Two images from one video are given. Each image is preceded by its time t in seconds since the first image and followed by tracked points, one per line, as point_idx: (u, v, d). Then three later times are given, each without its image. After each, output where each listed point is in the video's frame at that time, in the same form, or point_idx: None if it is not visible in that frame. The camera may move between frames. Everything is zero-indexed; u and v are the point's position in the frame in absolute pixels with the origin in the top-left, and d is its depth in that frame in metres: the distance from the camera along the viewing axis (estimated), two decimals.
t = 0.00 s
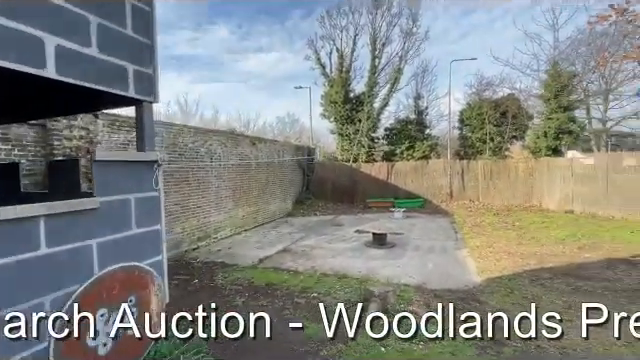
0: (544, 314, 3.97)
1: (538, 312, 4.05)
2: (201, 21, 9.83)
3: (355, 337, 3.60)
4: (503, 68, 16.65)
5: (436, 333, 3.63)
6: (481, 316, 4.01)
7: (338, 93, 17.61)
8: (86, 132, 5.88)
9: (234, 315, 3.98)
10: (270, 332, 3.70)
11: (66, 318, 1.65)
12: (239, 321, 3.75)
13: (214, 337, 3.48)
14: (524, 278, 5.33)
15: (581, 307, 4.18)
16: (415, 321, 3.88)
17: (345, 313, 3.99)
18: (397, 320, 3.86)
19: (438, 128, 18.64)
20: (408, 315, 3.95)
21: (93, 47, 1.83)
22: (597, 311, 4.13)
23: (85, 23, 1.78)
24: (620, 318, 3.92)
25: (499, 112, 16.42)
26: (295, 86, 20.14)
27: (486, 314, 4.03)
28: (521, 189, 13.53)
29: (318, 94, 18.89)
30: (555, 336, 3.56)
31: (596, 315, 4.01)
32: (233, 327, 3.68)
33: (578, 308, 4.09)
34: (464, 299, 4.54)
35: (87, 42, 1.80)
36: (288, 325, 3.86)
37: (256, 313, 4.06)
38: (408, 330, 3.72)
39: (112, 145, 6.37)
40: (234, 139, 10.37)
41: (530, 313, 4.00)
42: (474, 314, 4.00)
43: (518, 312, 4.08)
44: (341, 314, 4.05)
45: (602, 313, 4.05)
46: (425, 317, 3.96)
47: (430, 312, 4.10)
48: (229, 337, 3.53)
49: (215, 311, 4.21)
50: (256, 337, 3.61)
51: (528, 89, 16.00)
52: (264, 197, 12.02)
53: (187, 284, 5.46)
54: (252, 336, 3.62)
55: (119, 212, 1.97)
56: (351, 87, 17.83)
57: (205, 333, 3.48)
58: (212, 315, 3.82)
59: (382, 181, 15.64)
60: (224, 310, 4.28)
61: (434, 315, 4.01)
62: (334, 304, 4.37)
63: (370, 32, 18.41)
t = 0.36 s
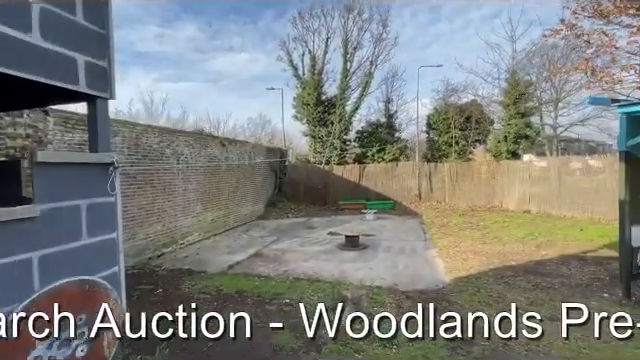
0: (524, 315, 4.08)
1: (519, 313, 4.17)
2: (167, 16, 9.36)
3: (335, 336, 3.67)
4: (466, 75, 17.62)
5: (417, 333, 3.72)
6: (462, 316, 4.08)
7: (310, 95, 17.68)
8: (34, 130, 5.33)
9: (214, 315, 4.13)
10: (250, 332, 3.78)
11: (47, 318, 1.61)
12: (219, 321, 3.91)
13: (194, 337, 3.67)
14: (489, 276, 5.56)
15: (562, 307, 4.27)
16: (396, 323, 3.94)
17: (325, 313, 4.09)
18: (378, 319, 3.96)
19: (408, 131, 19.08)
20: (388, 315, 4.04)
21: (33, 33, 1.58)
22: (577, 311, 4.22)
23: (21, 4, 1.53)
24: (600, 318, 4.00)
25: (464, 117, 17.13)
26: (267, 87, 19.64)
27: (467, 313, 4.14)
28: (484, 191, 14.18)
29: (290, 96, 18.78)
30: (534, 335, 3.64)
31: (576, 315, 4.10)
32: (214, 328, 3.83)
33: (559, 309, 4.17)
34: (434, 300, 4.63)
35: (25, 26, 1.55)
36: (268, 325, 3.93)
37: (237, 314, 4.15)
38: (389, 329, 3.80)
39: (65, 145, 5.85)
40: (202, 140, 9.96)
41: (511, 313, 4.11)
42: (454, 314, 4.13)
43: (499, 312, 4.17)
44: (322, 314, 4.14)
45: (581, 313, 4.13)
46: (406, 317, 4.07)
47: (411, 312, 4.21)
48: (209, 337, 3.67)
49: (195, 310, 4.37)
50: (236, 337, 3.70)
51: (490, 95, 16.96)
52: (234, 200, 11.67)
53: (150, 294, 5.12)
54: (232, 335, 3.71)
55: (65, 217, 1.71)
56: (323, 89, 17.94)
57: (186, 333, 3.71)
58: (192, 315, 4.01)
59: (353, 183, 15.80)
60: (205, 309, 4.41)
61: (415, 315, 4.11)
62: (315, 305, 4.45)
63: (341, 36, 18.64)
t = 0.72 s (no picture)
0: (505, 315, 4.11)
1: (501, 312, 4.20)
2: (129, 8, 8.79)
3: (314, 337, 3.74)
4: (432, 81, 18.39)
5: (396, 333, 3.76)
6: (443, 316, 4.11)
7: (281, 96, 17.51)
8: None
9: (195, 315, 4.20)
10: (231, 332, 3.85)
11: None
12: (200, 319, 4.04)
13: (174, 336, 3.81)
14: (454, 275, 5.78)
15: (542, 307, 4.33)
16: (376, 322, 4.00)
17: (306, 314, 4.15)
18: (359, 319, 4.03)
19: (377, 133, 19.52)
20: (368, 316, 4.09)
21: None
22: (557, 311, 4.28)
23: None
24: (581, 319, 4.05)
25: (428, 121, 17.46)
26: (236, 87, 18.91)
27: (448, 314, 4.16)
28: (449, 192, 14.77)
29: (260, 96, 18.48)
30: (516, 336, 3.70)
31: (557, 315, 4.16)
32: (194, 327, 3.94)
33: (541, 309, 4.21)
34: (404, 299, 4.71)
35: None
36: (248, 324, 4.01)
37: (217, 314, 4.22)
38: (369, 329, 3.83)
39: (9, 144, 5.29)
40: (167, 140, 9.48)
41: (492, 313, 4.14)
42: (434, 314, 4.11)
43: (480, 312, 4.20)
44: (302, 314, 4.19)
45: (561, 313, 4.20)
46: (386, 317, 4.07)
47: (391, 312, 4.20)
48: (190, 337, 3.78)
49: (175, 310, 4.45)
50: (216, 337, 3.80)
51: (453, 101, 17.79)
52: (201, 203, 11.23)
53: (107, 307, 4.73)
54: (212, 335, 3.80)
55: None
56: (294, 91, 17.83)
57: (167, 333, 3.84)
58: (173, 315, 4.12)
59: (324, 185, 15.87)
60: (174, 315, 4.28)
61: (395, 316, 4.11)
62: (296, 305, 4.51)
63: (313, 38, 18.71)
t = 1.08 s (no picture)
0: (485, 315, 4.18)
1: (481, 312, 4.28)
2: None
3: (294, 337, 3.77)
4: (402, 86, 18.98)
5: (377, 333, 3.81)
6: (423, 316, 4.19)
7: (253, 97, 17.22)
8: None
9: (176, 315, 4.25)
10: (210, 332, 3.89)
11: None
12: (180, 319, 4.12)
13: (155, 336, 3.87)
14: (423, 274, 5.94)
15: (522, 307, 4.39)
16: (357, 322, 4.04)
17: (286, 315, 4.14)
18: (339, 318, 4.10)
19: (349, 136, 19.68)
20: (348, 315, 4.13)
21: None
22: (538, 311, 4.32)
23: None
24: (560, 318, 4.10)
25: (399, 124, 18.08)
26: (207, 86, 18.42)
27: (429, 314, 4.25)
28: (418, 194, 15.22)
29: (231, 96, 18.12)
30: (495, 336, 3.75)
31: (537, 315, 4.21)
32: (174, 328, 4.00)
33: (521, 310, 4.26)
34: (375, 300, 4.77)
35: None
36: (229, 325, 4.03)
37: (197, 314, 4.25)
38: (349, 330, 3.89)
39: None
40: (131, 139, 8.97)
41: (472, 313, 4.23)
42: (414, 314, 4.21)
43: (461, 313, 4.26)
44: (283, 313, 4.25)
45: (542, 313, 4.24)
46: (366, 316, 4.14)
47: (371, 312, 4.27)
48: (170, 337, 3.84)
49: (157, 310, 4.50)
50: (196, 336, 3.84)
51: (422, 105, 18.46)
52: (168, 206, 10.74)
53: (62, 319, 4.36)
54: (192, 335, 3.84)
55: None
56: (266, 91, 17.61)
57: (149, 333, 3.90)
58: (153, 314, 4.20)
59: (297, 187, 15.79)
60: (138, 325, 4.06)
61: (376, 315, 4.18)
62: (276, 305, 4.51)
63: (285, 39, 18.73)
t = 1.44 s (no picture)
0: (467, 315, 4.27)
1: (462, 312, 4.37)
2: None
3: (275, 336, 3.83)
4: (372, 90, 19.45)
5: (358, 333, 3.88)
6: (403, 316, 4.29)
7: (222, 97, 16.81)
8: None
9: (156, 315, 4.31)
10: (191, 332, 3.92)
11: None
12: (161, 320, 4.15)
13: (135, 336, 3.88)
14: (391, 273, 6.09)
15: (504, 307, 4.46)
16: (337, 322, 4.12)
17: (266, 315, 4.23)
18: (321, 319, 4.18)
19: (320, 138, 19.71)
20: (329, 315, 4.23)
21: None
22: (519, 310, 4.43)
23: None
24: (541, 319, 4.18)
25: (369, 128, 18.55)
26: (173, 84, 17.81)
27: (409, 314, 4.31)
28: (386, 195, 15.60)
29: (199, 94, 17.67)
30: (476, 335, 3.82)
31: (518, 315, 4.29)
32: (155, 328, 4.02)
33: (502, 309, 4.37)
34: (344, 301, 4.81)
35: None
36: (209, 326, 4.05)
37: (178, 314, 4.29)
38: (329, 329, 3.97)
39: None
40: (89, 138, 8.42)
41: (452, 313, 4.34)
42: (395, 314, 4.29)
43: (441, 313, 4.38)
44: (263, 314, 4.32)
45: (522, 313, 4.35)
46: (347, 317, 4.21)
47: (352, 312, 4.35)
48: (150, 337, 3.85)
49: (136, 310, 4.57)
50: (177, 337, 3.87)
51: (390, 109, 19.01)
52: (130, 209, 10.16)
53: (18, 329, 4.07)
54: (172, 335, 3.87)
55: None
56: (236, 92, 17.26)
57: (128, 334, 3.91)
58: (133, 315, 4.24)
59: (267, 189, 15.59)
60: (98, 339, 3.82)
61: (356, 316, 4.26)
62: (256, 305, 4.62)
63: (256, 39, 18.61)
